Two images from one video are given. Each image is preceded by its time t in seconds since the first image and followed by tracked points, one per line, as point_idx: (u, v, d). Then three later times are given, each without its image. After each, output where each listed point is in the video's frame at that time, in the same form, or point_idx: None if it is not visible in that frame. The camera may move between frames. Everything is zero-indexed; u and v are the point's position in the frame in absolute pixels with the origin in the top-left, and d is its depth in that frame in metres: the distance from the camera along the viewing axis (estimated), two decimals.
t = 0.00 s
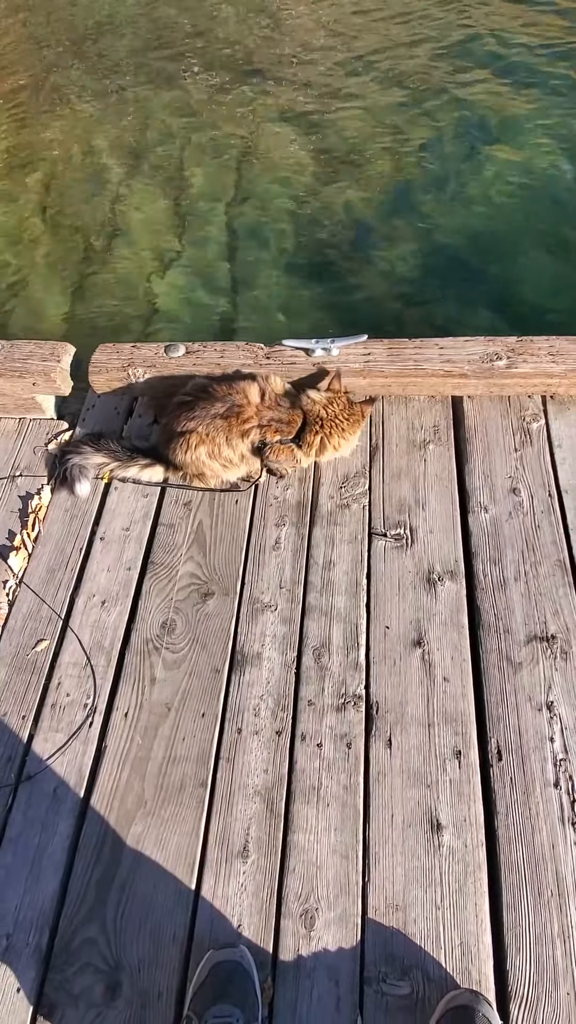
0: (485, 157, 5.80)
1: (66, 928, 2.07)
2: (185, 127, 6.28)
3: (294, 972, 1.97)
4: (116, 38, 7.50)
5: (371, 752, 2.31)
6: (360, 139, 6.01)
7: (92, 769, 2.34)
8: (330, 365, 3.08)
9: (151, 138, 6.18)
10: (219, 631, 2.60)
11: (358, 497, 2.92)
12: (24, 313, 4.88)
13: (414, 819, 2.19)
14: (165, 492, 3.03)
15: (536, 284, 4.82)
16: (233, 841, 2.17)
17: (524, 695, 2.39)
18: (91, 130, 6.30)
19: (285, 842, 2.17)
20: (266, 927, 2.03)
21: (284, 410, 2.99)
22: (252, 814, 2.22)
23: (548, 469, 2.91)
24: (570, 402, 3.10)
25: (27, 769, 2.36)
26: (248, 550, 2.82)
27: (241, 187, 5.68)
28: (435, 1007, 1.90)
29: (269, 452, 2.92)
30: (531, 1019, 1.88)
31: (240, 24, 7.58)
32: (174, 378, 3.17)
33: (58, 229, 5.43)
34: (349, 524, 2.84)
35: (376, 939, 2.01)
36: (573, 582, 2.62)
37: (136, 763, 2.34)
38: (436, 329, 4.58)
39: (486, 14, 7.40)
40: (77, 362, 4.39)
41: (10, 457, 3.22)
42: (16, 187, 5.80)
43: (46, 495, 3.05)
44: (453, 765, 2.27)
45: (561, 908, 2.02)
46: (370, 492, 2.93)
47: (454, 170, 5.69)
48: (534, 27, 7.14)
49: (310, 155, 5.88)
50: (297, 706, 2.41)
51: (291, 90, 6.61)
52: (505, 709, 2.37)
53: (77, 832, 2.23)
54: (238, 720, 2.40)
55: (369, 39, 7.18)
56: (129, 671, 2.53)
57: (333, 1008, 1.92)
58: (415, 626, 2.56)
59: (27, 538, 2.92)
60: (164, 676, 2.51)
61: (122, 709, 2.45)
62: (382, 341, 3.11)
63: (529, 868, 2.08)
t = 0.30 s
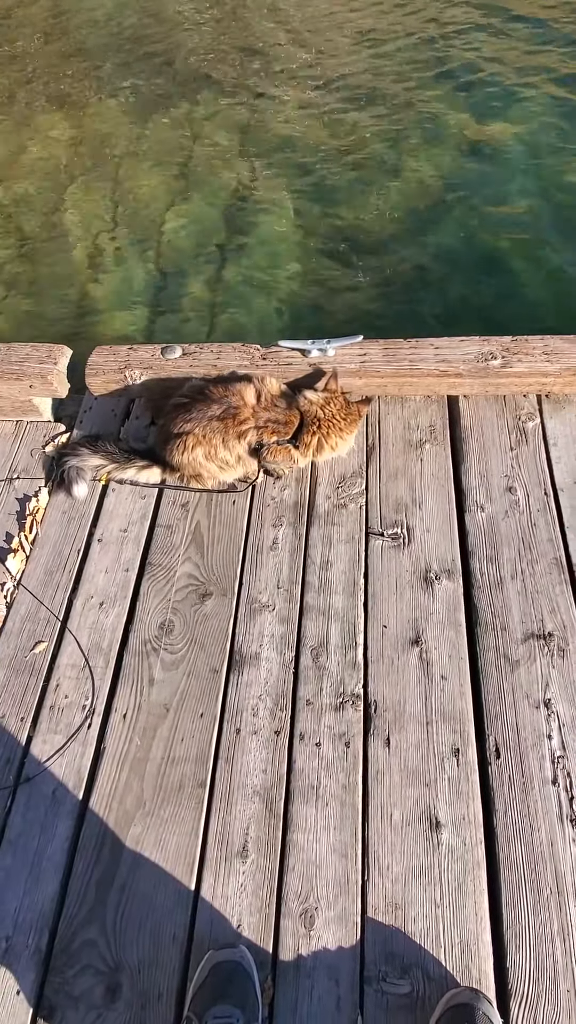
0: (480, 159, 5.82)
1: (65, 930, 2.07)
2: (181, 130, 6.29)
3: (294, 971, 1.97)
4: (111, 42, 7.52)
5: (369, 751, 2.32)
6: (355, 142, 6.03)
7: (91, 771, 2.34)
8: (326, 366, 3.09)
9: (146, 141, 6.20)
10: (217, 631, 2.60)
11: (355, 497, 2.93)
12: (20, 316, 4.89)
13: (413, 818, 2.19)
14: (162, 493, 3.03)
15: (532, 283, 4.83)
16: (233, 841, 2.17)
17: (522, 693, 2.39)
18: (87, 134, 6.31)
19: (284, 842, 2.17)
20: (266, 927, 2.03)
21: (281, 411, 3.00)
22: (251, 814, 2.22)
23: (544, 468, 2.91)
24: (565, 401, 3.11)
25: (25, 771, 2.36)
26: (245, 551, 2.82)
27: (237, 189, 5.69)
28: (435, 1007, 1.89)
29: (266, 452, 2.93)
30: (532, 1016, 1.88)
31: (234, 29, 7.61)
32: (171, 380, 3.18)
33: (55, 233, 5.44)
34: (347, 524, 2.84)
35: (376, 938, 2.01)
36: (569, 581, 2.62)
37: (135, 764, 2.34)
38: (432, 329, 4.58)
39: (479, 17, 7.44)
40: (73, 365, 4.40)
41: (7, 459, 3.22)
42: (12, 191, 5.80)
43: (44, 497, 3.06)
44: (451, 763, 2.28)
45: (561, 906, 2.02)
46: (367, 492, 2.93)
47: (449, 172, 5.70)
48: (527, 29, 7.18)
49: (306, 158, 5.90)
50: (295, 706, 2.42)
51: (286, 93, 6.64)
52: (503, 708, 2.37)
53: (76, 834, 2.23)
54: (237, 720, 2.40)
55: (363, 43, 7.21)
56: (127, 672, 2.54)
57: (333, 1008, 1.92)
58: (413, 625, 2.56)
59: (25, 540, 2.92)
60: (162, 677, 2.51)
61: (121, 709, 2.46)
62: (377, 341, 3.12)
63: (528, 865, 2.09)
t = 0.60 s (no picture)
0: (476, 161, 5.84)
1: (66, 929, 2.07)
2: (179, 133, 6.32)
3: (294, 969, 1.98)
4: (109, 45, 7.55)
5: (368, 750, 2.33)
6: (353, 144, 6.06)
7: (91, 771, 2.35)
8: (324, 367, 3.11)
9: (145, 144, 6.22)
10: (216, 631, 2.61)
11: (353, 498, 2.94)
12: (19, 319, 4.90)
13: (412, 817, 2.20)
14: (161, 495, 3.04)
15: (529, 285, 4.85)
16: (232, 840, 2.18)
17: (520, 692, 2.40)
18: (85, 137, 6.33)
19: (283, 840, 2.18)
20: (266, 925, 2.04)
21: (281, 413, 3.03)
22: (251, 813, 2.23)
23: (541, 469, 2.93)
24: (562, 402, 3.13)
25: (25, 772, 2.37)
26: (244, 551, 2.83)
27: (235, 192, 5.71)
28: (435, 1004, 1.90)
29: (265, 453, 2.95)
30: (531, 1013, 1.89)
31: (231, 31, 7.64)
32: (170, 381, 3.20)
33: (54, 236, 5.45)
34: (345, 524, 2.86)
35: (375, 936, 2.02)
36: (567, 581, 2.63)
37: (135, 764, 2.35)
38: (430, 330, 4.60)
39: (474, 19, 7.47)
40: (72, 367, 4.41)
41: (7, 461, 3.23)
42: (11, 194, 5.82)
43: (43, 499, 3.07)
44: (450, 762, 2.29)
45: (559, 903, 2.03)
46: (366, 492, 2.95)
47: (446, 173, 5.73)
48: (522, 32, 7.21)
49: (303, 161, 5.93)
50: (295, 706, 2.43)
51: (283, 95, 6.66)
52: (501, 707, 2.38)
53: (76, 834, 2.24)
54: (236, 720, 2.41)
55: (360, 46, 7.25)
56: (127, 673, 2.55)
57: (333, 1006, 1.92)
58: (411, 625, 2.57)
59: (24, 542, 2.93)
60: (162, 677, 2.52)
61: (121, 710, 2.46)
62: (375, 342, 3.14)
63: (526, 863, 2.10)
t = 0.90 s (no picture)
0: (471, 164, 5.86)
1: (64, 932, 2.07)
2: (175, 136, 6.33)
3: (292, 970, 1.98)
4: (105, 49, 7.57)
5: (365, 751, 2.33)
6: (348, 147, 6.08)
7: (88, 774, 2.36)
8: (320, 370, 3.11)
9: (141, 148, 6.23)
10: (213, 633, 2.62)
11: (349, 499, 2.95)
12: (16, 323, 4.90)
13: (409, 817, 2.20)
14: (158, 497, 3.05)
15: (525, 286, 4.87)
16: (230, 841, 2.19)
17: (516, 692, 2.41)
18: (82, 140, 6.34)
19: (281, 841, 2.19)
20: (263, 926, 2.04)
21: (279, 413, 3.06)
22: (248, 814, 2.23)
23: (536, 470, 2.94)
24: (557, 403, 3.14)
25: (23, 775, 2.37)
26: (241, 552, 2.84)
27: (232, 196, 5.73)
28: (432, 1005, 1.91)
29: (265, 455, 2.98)
30: (527, 1013, 1.90)
31: (227, 35, 7.67)
32: (166, 384, 3.20)
33: (50, 239, 5.46)
34: (342, 526, 2.87)
35: (372, 936, 2.02)
36: (562, 581, 2.65)
37: (132, 766, 2.35)
38: (427, 332, 4.61)
39: (469, 22, 7.50)
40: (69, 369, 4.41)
41: (4, 464, 3.24)
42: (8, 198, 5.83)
43: (41, 502, 3.07)
44: (447, 762, 2.29)
45: (556, 903, 2.03)
46: (362, 493, 2.96)
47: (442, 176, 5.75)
48: (516, 35, 7.25)
49: (299, 165, 5.95)
50: (292, 707, 2.43)
51: (279, 98, 6.68)
52: (497, 707, 2.39)
53: (74, 836, 2.24)
54: (234, 721, 2.42)
55: (355, 50, 7.28)
56: (124, 675, 2.55)
57: (330, 1007, 1.92)
58: (407, 626, 2.58)
59: (22, 545, 2.93)
60: (159, 679, 2.52)
61: (118, 712, 2.47)
62: (370, 344, 3.15)
63: (523, 863, 2.10)
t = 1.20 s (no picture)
0: (466, 165, 5.87)
1: (61, 937, 2.06)
2: (171, 139, 6.34)
3: (290, 973, 1.98)
4: (100, 52, 7.58)
5: (363, 751, 2.33)
6: (343, 149, 6.09)
7: (85, 777, 2.35)
8: (315, 371, 3.12)
9: (136, 151, 6.23)
10: (211, 635, 2.61)
11: (346, 499, 2.95)
12: (12, 325, 4.90)
13: (407, 818, 2.20)
14: (155, 499, 3.04)
15: (520, 286, 4.88)
16: (228, 844, 2.18)
17: (513, 691, 2.41)
18: (77, 143, 6.35)
19: (279, 844, 2.18)
20: (261, 929, 2.04)
21: (275, 413, 3.06)
22: (246, 817, 2.22)
23: (532, 469, 2.94)
24: (552, 402, 3.14)
25: (20, 779, 2.36)
26: (238, 554, 2.84)
27: (227, 198, 5.73)
28: (431, 1006, 1.90)
29: (262, 455, 2.99)
30: (527, 1014, 1.89)
31: (221, 37, 7.69)
32: (162, 386, 3.20)
33: (46, 242, 5.46)
34: (338, 527, 2.86)
35: (371, 937, 2.02)
36: (558, 581, 2.64)
37: (130, 769, 2.34)
38: (423, 332, 4.61)
39: (463, 24, 7.53)
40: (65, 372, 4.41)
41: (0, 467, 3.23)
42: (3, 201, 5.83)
43: (37, 505, 3.07)
44: (444, 763, 2.29)
45: (554, 904, 2.03)
46: (358, 494, 2.96)
47: (437, 177, 5.76)
48: (510, 36, 7.27)
49: (294, 166, 5.96)
50: (289, 708, 2.43)
51: (274, 100, 6.69)
52: (494, 707, 2.39)
53: (71, 840, 2.24)
54: (231, 723, 2.41)
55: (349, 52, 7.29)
56: (121, 677, 2.54)
57: (329, 1009, 1.92)
58: (404, 626, 2.58)
59: (18, 547, 2.93)
60: (156, 682, 2.52)
61: (115, 715, 2.46)
62: (366, 345, 3.15)
63: (521, 863, 2.10)
